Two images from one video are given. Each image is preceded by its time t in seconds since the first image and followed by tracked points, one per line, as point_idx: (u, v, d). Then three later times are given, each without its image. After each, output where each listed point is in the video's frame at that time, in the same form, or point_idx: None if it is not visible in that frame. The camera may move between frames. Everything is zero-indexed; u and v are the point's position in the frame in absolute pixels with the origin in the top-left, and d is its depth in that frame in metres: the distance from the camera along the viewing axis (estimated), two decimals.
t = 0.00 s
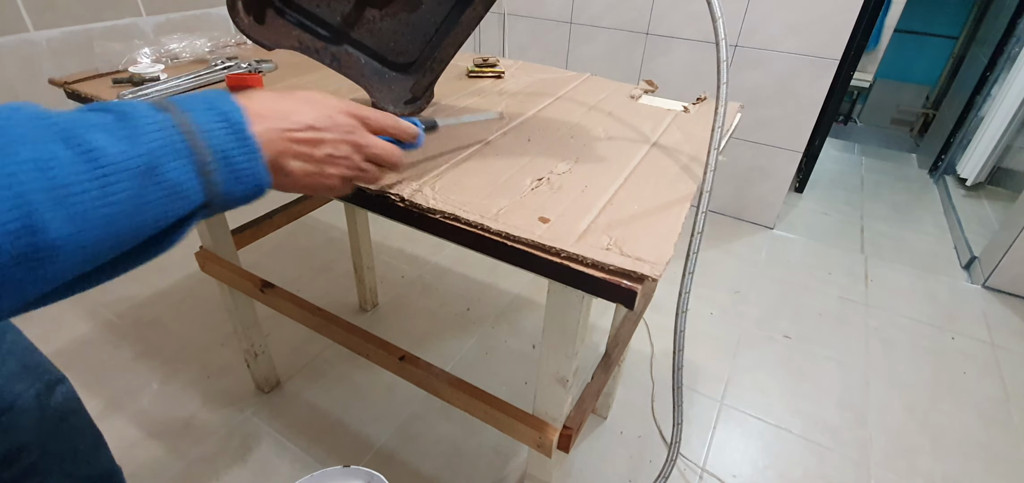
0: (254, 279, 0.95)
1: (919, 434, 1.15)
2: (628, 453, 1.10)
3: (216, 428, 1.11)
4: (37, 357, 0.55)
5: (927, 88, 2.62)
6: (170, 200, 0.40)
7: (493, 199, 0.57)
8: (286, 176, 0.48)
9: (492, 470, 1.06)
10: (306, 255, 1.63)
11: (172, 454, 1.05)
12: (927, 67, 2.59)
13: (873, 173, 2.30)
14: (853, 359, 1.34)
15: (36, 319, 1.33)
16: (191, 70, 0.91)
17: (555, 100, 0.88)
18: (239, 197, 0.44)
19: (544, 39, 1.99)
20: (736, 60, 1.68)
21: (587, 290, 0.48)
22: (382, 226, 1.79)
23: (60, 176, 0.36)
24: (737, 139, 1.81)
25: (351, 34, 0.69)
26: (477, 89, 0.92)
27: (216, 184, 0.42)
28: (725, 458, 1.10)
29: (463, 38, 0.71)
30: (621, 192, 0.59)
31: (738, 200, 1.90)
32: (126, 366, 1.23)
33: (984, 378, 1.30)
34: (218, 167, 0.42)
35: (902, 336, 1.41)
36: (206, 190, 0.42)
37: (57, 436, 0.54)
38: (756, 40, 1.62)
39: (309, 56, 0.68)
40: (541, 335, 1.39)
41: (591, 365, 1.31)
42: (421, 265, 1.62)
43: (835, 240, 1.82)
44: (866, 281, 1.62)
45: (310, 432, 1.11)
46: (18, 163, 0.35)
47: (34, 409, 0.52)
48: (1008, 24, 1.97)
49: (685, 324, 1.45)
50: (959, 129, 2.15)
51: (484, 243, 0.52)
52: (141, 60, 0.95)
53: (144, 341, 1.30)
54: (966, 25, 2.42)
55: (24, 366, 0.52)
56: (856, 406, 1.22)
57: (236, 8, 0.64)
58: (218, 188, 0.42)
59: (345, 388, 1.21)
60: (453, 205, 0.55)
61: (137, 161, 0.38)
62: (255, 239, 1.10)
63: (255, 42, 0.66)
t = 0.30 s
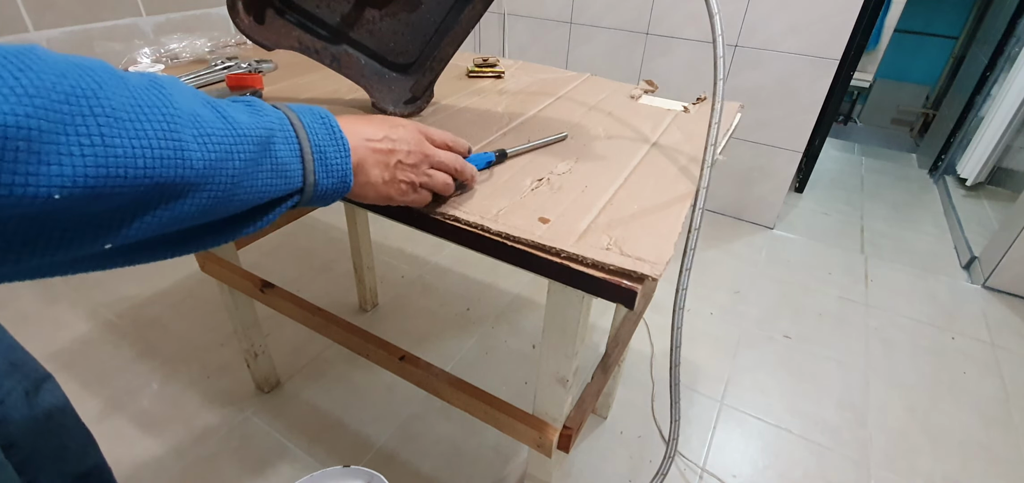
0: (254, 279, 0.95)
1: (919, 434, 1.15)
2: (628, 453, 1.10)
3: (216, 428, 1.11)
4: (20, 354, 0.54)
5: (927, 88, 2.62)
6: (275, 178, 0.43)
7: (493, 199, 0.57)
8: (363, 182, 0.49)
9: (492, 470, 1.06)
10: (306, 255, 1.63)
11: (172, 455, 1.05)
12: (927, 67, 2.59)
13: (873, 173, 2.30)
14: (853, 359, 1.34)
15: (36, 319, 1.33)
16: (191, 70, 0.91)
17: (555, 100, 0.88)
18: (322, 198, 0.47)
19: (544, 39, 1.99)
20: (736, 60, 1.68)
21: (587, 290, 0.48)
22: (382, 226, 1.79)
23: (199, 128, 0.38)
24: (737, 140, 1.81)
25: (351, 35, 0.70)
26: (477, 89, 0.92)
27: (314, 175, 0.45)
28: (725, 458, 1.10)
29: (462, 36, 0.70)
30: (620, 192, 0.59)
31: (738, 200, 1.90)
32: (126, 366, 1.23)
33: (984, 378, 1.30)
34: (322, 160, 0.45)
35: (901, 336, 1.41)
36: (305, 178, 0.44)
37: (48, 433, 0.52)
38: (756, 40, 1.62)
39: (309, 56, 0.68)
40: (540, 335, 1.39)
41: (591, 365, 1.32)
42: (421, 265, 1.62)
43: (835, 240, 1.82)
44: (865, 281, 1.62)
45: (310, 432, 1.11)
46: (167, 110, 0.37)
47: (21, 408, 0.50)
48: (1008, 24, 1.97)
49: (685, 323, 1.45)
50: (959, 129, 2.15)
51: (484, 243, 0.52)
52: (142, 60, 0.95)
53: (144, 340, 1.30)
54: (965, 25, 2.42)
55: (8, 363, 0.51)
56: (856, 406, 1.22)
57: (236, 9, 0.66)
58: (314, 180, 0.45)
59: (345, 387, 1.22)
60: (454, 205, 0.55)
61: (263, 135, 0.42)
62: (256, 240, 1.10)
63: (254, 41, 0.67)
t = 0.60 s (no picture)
0: (254, 279, 0.95)
1: (919, 434, 1.15)
2: (628, 453, 1.10)
3: (216, 428, 1.11)
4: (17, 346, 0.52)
5: (927, 88, 2.62)
6: None
7: (493, 199, 0.56)
8: None
9: (492, 470, 1.06)
10: (306, 255, 1.63)
11: (173, 455, 1.05)
12: (927, 67, 2.59)
13: (873, 173, 2.30)
14: (853, 359, 1.34)
15: (36, 319, 1.33)
16: (191, 70, 0.91)
17: (555, 100, 0.88)
18: None
19: (544, 39, 1.99)
20: (736, 60, 1.68)
21: (587, 290, 0.48)
22: (382, 226, 1.79)
23: None
24: (737, 140, 1.81)
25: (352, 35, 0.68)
26: (478, 89, 0.92)
27: None
28: (725, 458, 1.10)
29: (460, 38, 0.71)
30: (620, 192, 0.59)
31: (738, 200, 1.90)
32: (126, 366, 1.23)
33: (984, 378, 1.30)
34: None
35: (902, 336, 1.41)
36: None
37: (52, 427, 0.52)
38: (756, 40, 1.62)
39: (310, 57, 0.67)
40: (540, 335, 1.39)
41: (591, 365, 1.32)
42: (421, 265, 1.62)
43: (835, 240, 1.82)
44: (866, 281, 1.62)
45: (310, 432, 1.11)
46: None
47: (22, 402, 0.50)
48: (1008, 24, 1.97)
49: (685, 323, 1.45)
50: (960, 129, 2.15)
51: (484, 243, 0.52)
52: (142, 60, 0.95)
53: (144, 340, 1.30)
54: (965, 25, 2.42)
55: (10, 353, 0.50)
56: (856, 406, 1.22)
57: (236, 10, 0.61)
58: None
59: (345, 388, 1.21)
60: (454, 205, 0.55)
61: None
62: (256, 239, 1.10)
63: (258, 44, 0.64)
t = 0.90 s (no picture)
0: (254, 279, 0.95)
1: (919, 434, 1.15)
2: (628, 453, 1.10)
3: (216, 428, 1.11)
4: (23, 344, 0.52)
5: (927, 88, 2.62)
6: None
7: (493, 199, 0.56)
8: None
9: (492, 470, 1.06)
10: (306, 255, 1.63)
11: (173, 455, 1.05)
12: (927, 67, 2.59)
13: (873, 173, 2.30)
14: (853, 359, 1.34)
15: (36, 319, 1.33)
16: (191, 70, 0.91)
17: (555, 100, 0.88)
18: None
19: (544, 39, 1.99)
20: (736, 60, 1.68)
21: (587, 290, 0.48)
22: (382, 226, 1.79)
23: None
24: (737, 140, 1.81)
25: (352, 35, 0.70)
26: (478, 89, 0.92)
27: None
28: (726, 458, 1.10)
29: (463, 38, 0.70)
30: (620, 192, 0.59)
31: (738, 200, 1.90)
32: (126, 366, 1.23)
33: (984, 378, 1.30)
34: None
35: (902, 336, 1.41)
36: None
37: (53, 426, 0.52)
38: (756, 40, 1.62)
39: (309, 56, 0.68)
40: (540, 335, 1.39)
41: (591, 365, 1.32)
42: (421, 265, 1.62)
43: (835, 240, 1.82)
44: (866, 281, 1.62)
45: (310, 432, 1.11)
46: None
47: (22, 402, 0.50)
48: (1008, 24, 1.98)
49: (685, 323, 1.45)
50: (960, 129, 2.15)
51: (484, 243, 0.52)
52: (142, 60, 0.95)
53: (144, 340, 1.30)
54: (965, 25, 2.42)
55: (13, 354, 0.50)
56: (856, 406, 1.22)
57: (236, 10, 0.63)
58: None
59: (345, 387, 1.22)
60: (454, 205, 0.55)
61: None
62: (256, 239, 1.10)
63: (255, 42, 0.65)
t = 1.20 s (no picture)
0: (254, 279, 0.95)
1: (919, 434, 1.15)
2: (628, 453, 1.10)
3: (216, 428, 1.11)
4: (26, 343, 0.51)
5: (927, 88, 2.62)
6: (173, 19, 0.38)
7: (493, 199, 0.56)
8: None
9: (492, 470, 1.06)
10: (306, 255, 1.63)
11: (173, 455, 1.05)
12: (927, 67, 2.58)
13: (873, 173, 2.30)
14: (853, 359, 1.34)
15: (36, 319, 1.33)
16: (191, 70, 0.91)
17: (555, 100, 0.88)
18: None
19: (544, 39, 1.99)
20: (736, 60, 1.68)
21: (586, 290, 0.48)
22: (382, 226, 1.79)
23: None
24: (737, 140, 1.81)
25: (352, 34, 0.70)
26: (478, 89, 0.92)
27: None
28: (726, 458, 1.10)
29: (464, 38, 0.70)
30: (621, 192, 0.59)
31: (738, 200, 1.90)
32: (126, 366, 1.23)
33: (984, 378, 1.30)
34: None
35: (902, 336, 1.41)
36: None
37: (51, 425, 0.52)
38: (756, 40, 1.62)
39: (309, 56, 0.68)
40: (540, 335, 1.39)
41: (591, 365, 1.32)
42: (421, 265, 1.62)
43: (835, 240, 1.82)
44: (866, 281, 1.62)
45: (310, 432, 1.11)
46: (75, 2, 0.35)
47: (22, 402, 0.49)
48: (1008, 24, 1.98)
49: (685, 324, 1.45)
50: (960, 130, 2.15)
51: (484, 243, 0.52)
52: (142, 60, 0.95)
53: (144, 340, 1.30)
54: (965, 25, 2.42)
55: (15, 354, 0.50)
56: (856, 406, 1.22)
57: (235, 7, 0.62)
58: None
59: (345, 388, 1.21)
60: (454, 205, 0.55)
61: None
62: (256, 239, 1.10)
63: (255, 42, 0.64)
